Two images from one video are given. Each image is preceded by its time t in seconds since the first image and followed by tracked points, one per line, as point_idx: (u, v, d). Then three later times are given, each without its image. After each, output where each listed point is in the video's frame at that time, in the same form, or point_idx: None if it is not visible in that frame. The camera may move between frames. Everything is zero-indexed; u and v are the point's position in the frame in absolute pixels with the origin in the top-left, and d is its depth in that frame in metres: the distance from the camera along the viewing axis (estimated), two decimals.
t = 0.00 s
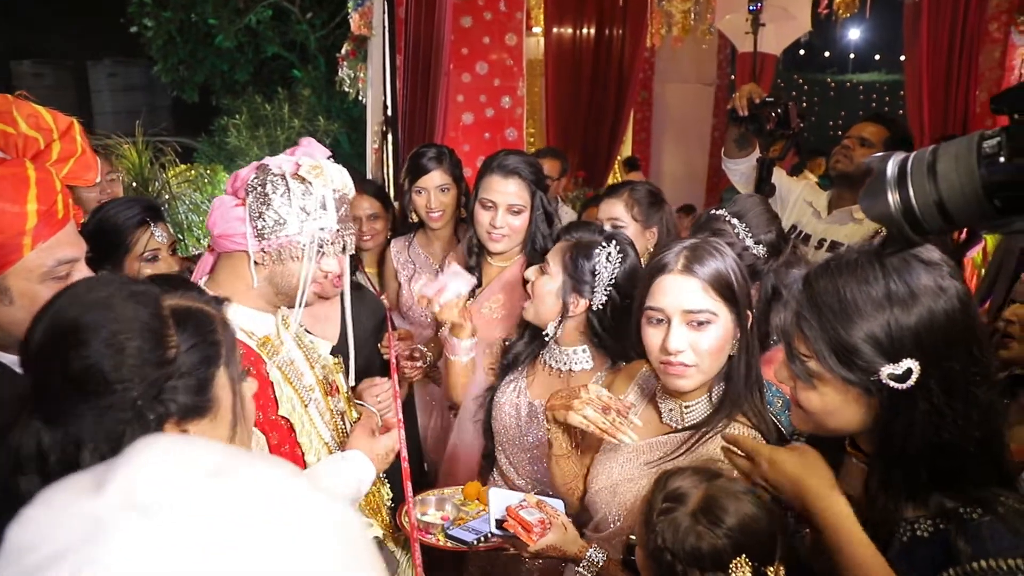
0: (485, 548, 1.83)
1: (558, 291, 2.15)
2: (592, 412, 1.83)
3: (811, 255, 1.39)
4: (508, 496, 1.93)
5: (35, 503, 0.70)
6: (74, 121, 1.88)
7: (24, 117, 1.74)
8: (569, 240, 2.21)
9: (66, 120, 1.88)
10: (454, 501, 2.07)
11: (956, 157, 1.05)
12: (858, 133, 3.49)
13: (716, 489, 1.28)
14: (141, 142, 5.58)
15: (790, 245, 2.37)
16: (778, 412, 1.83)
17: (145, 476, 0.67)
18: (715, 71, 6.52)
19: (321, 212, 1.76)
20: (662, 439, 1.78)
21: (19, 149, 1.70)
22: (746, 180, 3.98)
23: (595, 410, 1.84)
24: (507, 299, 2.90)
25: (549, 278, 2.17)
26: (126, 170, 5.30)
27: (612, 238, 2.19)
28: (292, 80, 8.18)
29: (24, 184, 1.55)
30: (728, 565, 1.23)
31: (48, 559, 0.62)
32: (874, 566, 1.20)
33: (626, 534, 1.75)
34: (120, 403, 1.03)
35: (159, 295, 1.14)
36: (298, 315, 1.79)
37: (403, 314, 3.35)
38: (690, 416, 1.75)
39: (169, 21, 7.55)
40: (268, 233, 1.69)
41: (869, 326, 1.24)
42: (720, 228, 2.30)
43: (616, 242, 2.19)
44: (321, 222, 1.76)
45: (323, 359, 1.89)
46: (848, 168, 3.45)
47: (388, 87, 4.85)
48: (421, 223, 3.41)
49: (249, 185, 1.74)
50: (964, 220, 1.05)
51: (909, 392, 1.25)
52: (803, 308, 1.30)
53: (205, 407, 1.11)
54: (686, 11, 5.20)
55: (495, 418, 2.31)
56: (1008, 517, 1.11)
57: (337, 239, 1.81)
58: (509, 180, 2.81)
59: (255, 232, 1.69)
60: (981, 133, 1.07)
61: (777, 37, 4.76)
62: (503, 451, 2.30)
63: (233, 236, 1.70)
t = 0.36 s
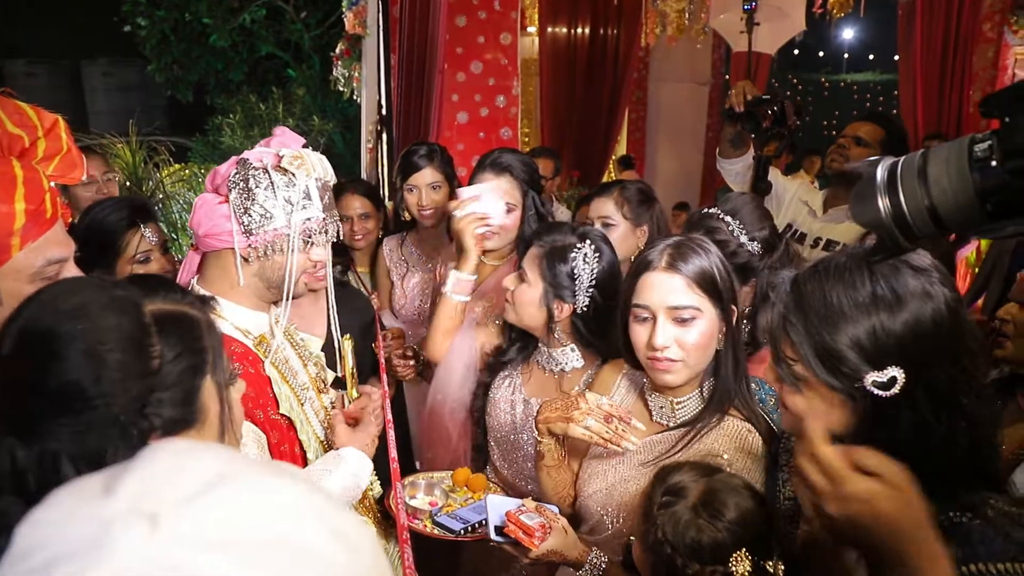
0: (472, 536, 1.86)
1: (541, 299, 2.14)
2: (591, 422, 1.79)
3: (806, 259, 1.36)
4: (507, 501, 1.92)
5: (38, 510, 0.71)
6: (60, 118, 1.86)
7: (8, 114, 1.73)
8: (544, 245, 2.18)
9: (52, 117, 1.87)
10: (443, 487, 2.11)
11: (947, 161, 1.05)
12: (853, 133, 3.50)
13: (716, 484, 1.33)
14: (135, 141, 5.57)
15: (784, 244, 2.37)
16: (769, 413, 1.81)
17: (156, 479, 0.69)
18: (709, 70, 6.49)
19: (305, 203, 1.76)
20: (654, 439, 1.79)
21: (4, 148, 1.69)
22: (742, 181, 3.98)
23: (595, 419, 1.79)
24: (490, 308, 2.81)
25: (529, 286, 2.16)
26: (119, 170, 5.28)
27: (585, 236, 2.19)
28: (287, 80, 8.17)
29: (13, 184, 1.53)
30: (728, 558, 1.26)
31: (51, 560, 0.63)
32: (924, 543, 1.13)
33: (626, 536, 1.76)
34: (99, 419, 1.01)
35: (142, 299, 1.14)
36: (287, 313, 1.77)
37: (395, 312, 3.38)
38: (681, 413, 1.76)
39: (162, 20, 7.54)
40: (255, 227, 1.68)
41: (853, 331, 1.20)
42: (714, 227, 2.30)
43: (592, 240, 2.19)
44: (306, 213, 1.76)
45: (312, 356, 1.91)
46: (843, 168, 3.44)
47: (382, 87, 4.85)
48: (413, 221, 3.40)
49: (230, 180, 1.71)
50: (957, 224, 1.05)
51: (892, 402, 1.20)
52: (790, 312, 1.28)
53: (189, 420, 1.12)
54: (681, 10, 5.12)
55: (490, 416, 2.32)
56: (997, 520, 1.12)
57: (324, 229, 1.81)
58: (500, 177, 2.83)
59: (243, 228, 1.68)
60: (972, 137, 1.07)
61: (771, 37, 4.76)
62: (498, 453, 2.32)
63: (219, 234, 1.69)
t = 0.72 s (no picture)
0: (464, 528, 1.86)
1: (545, 295, 2.14)
2: (613, 413, 1.76)
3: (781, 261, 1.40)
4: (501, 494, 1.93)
5: (59, 511, 0.69)
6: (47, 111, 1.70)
7: None
8: (550, 240, 2.18)
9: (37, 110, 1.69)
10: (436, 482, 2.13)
11: (950, 159, 1.06)
12: (848, 133, 3.51)
13: (712, 475, 1.35)
14: (129, 141, 5.55)
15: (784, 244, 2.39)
16: (758, 412, 1.87)
17: (182, 486, 0.67)
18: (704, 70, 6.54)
19: (304, 206, 1.74)
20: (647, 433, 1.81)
21: None
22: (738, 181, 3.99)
23: (616, 411, 1.77)
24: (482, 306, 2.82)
25: (533, 281, 2.14)
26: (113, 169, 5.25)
27: (589, 235, 2.21)
28: (282, 80, 8.18)
29: (9, 186, 1.51)
30: (733, 546, 1.28)
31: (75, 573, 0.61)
32: None
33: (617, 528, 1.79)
34: (95, 408, 1.02)
35: (137, 292, 1.14)
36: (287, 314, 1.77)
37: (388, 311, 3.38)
38: (669, 403, 1.81)
39: (157, 20, 7.54)
40: (253, 229, 1.67)
41: (828, 331, 1.25)
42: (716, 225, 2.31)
43: (594, 239, 2.21)
44: (305, 216, 1.75)
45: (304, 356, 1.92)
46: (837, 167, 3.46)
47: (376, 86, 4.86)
48: (404, 221, 3.39)
49: (230, 181, 1.70)
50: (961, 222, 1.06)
51: (865, 400, 1.25)
52: (766, 312, 1.31)
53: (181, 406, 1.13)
54: (675, 10, 5.14)
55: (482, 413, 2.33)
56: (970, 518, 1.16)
57: (322, 232, 1.80)
58: (495, 173, 2.84)
59: (241, 228, 1.68)
60: (978, 133, 1.08)
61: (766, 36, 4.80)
62: (491, 450, 2.33)
63: (218, 235, 1.69)
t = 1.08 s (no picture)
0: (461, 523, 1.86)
1: (543, 292, 2.14)
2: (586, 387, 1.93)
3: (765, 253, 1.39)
4: (498, 489, 1.93)
5: (88, 500, 0.71)
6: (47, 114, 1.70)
7: None
8: (543, 239, 2.17)
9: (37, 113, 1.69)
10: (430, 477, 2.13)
11: (985, 145, 1.06)
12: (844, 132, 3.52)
13: (706, 468, 1.36)
14: (126, 141, 5.53)
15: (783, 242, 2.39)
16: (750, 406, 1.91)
17: (203, 475, 0.69)
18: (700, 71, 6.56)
19: (320, 228, 1.73)
20: (644, 425, 1.82)
21: None
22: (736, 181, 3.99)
23: (589, 385, 1.94)
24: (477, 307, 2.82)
25: (528, 280, 2.14)
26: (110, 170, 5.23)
27: (582, 231, 2.21)
28: (278, 80, 8.17)
29: (11, 189, 1.50)
30: (728, 537, 1.29)
31: (106, 557, 0.62)
32: None
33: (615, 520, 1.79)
34: (100, 389, 1.02)
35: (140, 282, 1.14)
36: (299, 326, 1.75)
37: (381, 311, 3.37)
38: (658, 390, 1.84)
39: (153, 20, 7.53)
40: (267, 243, 1.66)
41: (810, 320, 1.24)
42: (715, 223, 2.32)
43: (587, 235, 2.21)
44: (319, 238, 1.74)
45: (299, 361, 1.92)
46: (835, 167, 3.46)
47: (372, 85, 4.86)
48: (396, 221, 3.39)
49: (251, 191, 1.68)
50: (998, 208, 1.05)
51: (847, 387, 1.25)
52: (752, 305, 1.30)
53: (183, 389, 1.13)
54: (671, 10, 5.12)
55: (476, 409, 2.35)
56: (950, 511, 1.19)
57: (331, 255, 1.79)
58: (493, 172, 2.86)
59: (254, 242, 1.66)
60: (1011, 117, 1.10)
61: (762, 36, 4.82)
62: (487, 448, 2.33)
63: (229, 242, 1.66)
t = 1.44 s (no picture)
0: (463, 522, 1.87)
1: (551, 292, 2.15)
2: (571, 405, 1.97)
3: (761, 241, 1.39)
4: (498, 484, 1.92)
5: (68, 495, 0.72)
6: (44, 115, 1.69)
7: None
8: (542, 240, 2.17)
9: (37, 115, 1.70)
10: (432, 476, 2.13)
11: (995, 160, 1.25)
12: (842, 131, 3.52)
13: (705, 462, 1.36)
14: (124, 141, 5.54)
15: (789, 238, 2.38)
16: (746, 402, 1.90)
17: (205, 463, 0.72)
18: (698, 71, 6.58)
19: (341, 253, 1.74)
20: (645, 420, 1.83)
21: None
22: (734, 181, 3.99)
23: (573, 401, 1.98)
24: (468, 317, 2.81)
25: (535, 282, 2.14)
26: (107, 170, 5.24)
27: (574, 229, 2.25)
28: (276, 80, 8.17)
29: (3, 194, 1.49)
30: (729, 528, 1.29)
31: (121, 555, 0.64)
32: None
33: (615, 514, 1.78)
34: (104, 377, 1.02)
35: (145, 274, 1.14)
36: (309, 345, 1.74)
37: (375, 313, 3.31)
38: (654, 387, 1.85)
39: (151, 20, 7.52)
40: (288, 259, 1.66)
41: (800, 305, 1.24)
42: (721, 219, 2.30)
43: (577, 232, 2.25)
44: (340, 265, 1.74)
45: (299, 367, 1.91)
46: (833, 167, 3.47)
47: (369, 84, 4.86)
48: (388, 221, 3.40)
49: (279, 207, 1.71)
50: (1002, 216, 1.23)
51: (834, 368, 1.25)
52: (745, 292, 1.31)
53: (186, 376, 1.12)
54: (669, 10, 5.14)
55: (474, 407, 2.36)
56: (939, 501, 1.19)
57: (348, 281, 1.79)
58: (491, 172, 2.86)
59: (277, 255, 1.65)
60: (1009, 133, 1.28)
61: (759, 36, 4.82)
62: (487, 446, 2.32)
63: (248, 250, 1.65)
